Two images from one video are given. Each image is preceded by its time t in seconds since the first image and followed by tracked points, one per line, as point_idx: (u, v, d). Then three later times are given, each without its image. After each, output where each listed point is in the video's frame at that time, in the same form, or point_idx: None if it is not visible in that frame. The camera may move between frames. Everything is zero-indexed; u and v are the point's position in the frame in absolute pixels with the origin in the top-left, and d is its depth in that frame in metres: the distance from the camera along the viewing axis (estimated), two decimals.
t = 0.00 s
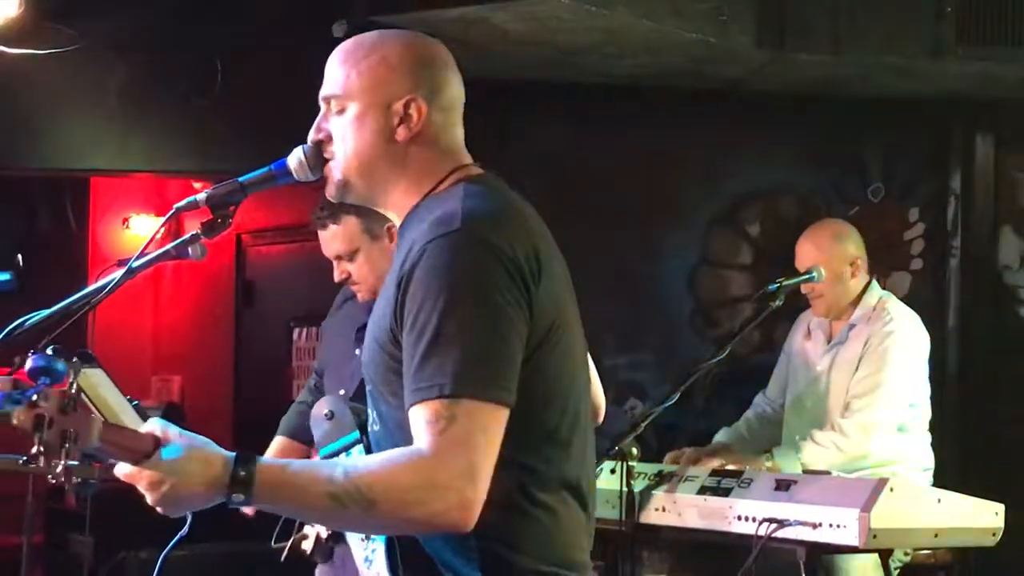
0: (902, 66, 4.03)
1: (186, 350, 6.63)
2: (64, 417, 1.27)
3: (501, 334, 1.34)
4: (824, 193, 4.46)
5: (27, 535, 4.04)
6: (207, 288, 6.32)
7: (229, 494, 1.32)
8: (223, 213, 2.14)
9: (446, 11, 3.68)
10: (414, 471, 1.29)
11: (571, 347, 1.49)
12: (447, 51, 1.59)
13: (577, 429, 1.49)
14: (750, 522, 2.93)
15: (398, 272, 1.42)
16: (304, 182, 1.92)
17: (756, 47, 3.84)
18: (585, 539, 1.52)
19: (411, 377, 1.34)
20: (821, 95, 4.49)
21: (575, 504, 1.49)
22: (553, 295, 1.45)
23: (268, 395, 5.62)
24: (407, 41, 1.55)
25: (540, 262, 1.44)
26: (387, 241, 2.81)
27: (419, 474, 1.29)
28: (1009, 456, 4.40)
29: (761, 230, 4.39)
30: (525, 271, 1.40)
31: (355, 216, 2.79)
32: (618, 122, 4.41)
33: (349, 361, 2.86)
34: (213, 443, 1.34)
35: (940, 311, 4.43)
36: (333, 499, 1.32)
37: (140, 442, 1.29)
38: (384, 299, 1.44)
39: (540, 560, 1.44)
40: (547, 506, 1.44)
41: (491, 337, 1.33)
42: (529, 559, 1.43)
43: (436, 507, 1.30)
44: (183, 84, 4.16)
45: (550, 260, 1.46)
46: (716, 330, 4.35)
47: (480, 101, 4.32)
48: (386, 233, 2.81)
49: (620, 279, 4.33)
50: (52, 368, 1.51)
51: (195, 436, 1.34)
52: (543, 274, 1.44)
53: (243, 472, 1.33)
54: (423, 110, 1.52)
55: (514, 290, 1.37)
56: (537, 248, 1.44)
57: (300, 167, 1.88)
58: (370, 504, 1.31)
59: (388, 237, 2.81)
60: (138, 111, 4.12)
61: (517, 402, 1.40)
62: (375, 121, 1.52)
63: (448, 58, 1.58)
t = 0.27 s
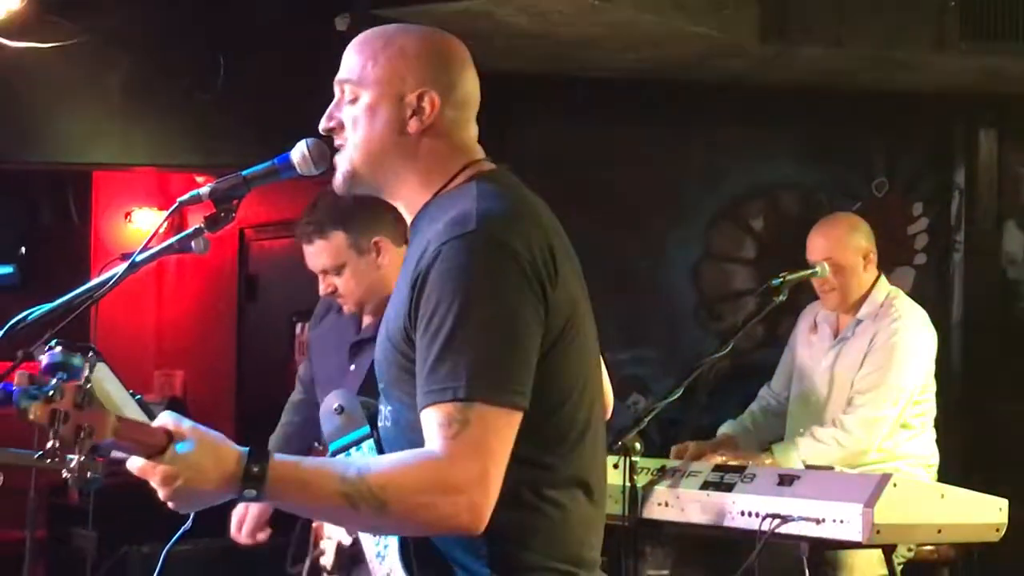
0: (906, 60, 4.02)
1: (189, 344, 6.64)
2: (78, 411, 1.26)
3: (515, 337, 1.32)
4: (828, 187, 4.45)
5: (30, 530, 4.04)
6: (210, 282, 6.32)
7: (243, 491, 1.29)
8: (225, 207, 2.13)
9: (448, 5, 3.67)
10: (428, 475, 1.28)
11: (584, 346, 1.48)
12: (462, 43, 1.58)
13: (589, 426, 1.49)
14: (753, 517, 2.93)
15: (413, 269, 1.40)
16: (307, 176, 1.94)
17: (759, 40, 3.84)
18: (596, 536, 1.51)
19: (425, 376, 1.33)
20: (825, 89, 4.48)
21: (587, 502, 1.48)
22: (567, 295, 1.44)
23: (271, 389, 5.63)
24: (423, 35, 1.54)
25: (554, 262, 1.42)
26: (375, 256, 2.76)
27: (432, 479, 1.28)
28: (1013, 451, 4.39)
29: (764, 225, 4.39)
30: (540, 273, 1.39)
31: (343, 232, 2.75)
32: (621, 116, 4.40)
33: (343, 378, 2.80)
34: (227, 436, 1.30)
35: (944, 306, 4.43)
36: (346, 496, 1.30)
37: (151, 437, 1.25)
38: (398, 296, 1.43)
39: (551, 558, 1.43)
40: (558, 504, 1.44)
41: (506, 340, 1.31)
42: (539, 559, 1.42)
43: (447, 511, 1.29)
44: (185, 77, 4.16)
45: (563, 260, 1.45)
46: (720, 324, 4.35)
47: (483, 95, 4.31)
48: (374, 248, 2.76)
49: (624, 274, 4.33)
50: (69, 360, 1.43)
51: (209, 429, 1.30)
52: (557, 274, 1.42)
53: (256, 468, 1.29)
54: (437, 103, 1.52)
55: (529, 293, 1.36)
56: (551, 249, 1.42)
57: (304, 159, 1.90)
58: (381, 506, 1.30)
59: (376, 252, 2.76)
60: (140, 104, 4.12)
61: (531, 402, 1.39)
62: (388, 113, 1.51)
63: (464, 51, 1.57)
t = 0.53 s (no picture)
0: (912, 54, 4.01)
1: (194, 336, 6.65)
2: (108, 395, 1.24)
3: (531, 332, 1.32)
4: (832, 181, 4.45)
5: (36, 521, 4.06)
6: (215, 274, 6.33)
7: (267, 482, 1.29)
8: (230, 199, 2.12)
9: None
10: (451, 468, 1.28)
11: (597, 337, 1.47)
12: (466, 39, 1.56)
13: (602, 418, 1.48)
14: (757, 510, 2.94)
15: (426, 266, 1.39)
16: (311, 169, 1.93)
17: (765, 34, 3.84)
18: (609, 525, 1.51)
19: (440, 374, 1.32)
20: (831, 84, 4.48)
21: (603, 492, 1.48)
22: (579, 288, 1.43)
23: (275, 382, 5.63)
24: (426, 31, 1.53)
25: (567, 255, 1.42)
26: (348, 310, 2.67)
27: (456, 473, 1.28)
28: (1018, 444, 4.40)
29: (768, 219, 4.41)
30: (554, 266, 1.38)
31: (315, 289, 2.66)
32: (627, 109, 4.40)
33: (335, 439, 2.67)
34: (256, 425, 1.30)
35: (949, 299, 4.43)
36: (369, 487, 1.30)
37: (179, 423, 1.25)
38: (410, 294, 1.42)
39: (567, 549, 1.43)
40: (575, 495, 1.43)
41: (523, 335, 1.31)
42: (555, 551, 1.42)
43: (473, 504, 1.29)
44: (191, 71, 4.16)
45: (576, 252, 1.44)
46: (725, 318, 4.36)
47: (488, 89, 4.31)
48: (347, 303, 2.67)
49: (628, 267, 4.33)
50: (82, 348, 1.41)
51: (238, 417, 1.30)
52: (570, 267, 1.42)
53: (282, 455, 1.29)
54: (434, 103, 1.51)
55: (543, 286, 1.35)
56: (563, 242, 1.42)
57: (309, 153, 1.89)
58: (406, 499, 1.30)
59: (349, 306, 2.67)
60: (146, 98, 4.12)
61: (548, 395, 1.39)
62: (386, 112, 1.51)
63: (466, 46, 1.56)
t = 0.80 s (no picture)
0: (916, 50, 4.01)
1: (197, 331, 6.65)
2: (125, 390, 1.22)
3: (538, 328, 1.32)
4: (836, 176, 4.44)
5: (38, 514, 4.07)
6: (218, 269, 6.33)
7: (277, 480, 1.29)
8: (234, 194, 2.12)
9: None
10: (460, 466, 1.28)
11: (600, 333, 1.48)
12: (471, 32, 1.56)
13: (605, 415, 1.49)
14: (760, 505, 2.94)
15: (431, 262, 1.39)
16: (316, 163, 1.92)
17: (769, 29, 3.84)
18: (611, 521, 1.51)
19: (446, 370, 1.32)
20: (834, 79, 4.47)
21: (606, 489, 1.48)
22: (583, 284, 1.44)
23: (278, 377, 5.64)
24: (431, 25, 1.53)
25: (571, 252, 1.42)
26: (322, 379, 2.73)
27: (466, 470, 1.28)
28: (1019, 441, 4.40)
29: (772, 214, 4.39)
30: (558, 262, 1.38)
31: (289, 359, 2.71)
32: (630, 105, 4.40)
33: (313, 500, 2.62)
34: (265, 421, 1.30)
35: (951, 295, 4.42)
36: (379, 488, 1.30)
37: (193, 421, 1.24)
38: (415, 289, 1.42)
39: (571, 546, 1.43)
40: (578, 492, 1.43)
41: (529, 332, 1.31)
42: (560, 547, 1.42)
43: (482, 502, 1.29)
44: (195, 65, 4.16)
45: (580, 248, 1.44)
46: (727, 314, 4.36)
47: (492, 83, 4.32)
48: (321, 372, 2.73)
49: (631, 263, 4.33)
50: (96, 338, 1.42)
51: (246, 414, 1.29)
52: (573, 263, 1.42)
53: (293, 456, 1.29)
54: (440, 96, 1.51)
55: (548, 283, 1.35)
56: (568, 238, 1.42)
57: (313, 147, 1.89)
58: (414, 497, 1.30)
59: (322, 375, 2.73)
60: (150, 92, 4.12)
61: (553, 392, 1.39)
62: (392, 105, 1.51)
63: (471, 39, 1.56)
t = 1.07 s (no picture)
0: (914, 48, 4.01)
1: (194, 326, 6.65)
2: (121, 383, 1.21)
3: (535, 324, 1.31)
4: (835, 173, 4.43)
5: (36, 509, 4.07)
6: (214, 264, 6.33)
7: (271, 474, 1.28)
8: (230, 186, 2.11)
9: None
10: (458, 461, 1.28)
11: (596, 329, 1.47)
12: (465, 28, 1.56)
13: (601, 412, 1.48)
14: (756, 503, 2.93)
15: (428, 257, 1.39)
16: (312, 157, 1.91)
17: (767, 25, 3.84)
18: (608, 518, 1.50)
19: (443, 365, 1.32)
20: (832, 76, 4.47)
21: (602, 486, 1.47)
22: (578, 279, 1.43)
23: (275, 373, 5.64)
24: (424, 21, 1.52)
25: (568, 247, 1.42)
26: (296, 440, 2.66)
27: (464, 465, 1.28)
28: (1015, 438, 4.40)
29: (769, 212, 4.39)
30: (555, 258, 1.38)
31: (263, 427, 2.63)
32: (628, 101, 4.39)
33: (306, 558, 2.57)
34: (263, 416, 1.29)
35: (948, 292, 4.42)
36: (377, 485, 1.30)
37: (193, 413, 1.23)
38: (413, 285, 1.42)
39: (568, 543, 1.42)
40: (573, 490, 1.43)
41: (527, 328, 1.31)
42: (556, 543, 1.41)
43: (480, 497, 1.29)
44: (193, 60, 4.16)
45: (576, 243, 1.44)
46: (724, 311, 4.36)
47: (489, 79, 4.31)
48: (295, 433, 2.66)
49: (627, 259, 4.33)
50: (92, 335, 1.41)
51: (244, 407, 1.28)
52: (570, 258, 1.41)
53: (290, 452, 1.29)
54: (432, 93, 1.50)
55: (545, 278, 1.35)
56: (565, 233, 1.42)
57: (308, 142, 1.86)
58: (412, 492, 1.29)
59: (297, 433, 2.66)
60: (148, 87, 4.12)
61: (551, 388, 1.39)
62: (385, 102, 1.51)
63: (464, 35, 1.55)
